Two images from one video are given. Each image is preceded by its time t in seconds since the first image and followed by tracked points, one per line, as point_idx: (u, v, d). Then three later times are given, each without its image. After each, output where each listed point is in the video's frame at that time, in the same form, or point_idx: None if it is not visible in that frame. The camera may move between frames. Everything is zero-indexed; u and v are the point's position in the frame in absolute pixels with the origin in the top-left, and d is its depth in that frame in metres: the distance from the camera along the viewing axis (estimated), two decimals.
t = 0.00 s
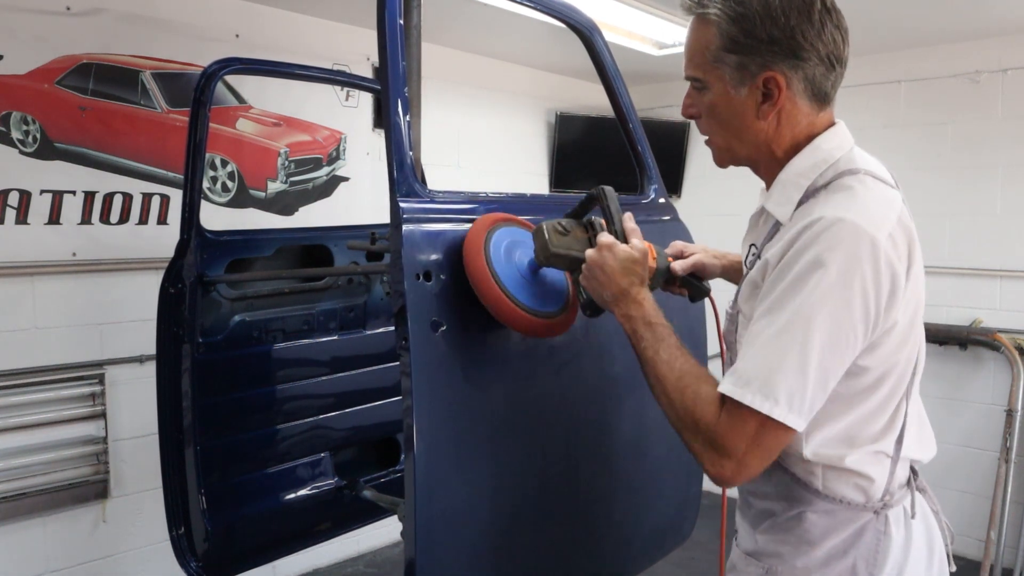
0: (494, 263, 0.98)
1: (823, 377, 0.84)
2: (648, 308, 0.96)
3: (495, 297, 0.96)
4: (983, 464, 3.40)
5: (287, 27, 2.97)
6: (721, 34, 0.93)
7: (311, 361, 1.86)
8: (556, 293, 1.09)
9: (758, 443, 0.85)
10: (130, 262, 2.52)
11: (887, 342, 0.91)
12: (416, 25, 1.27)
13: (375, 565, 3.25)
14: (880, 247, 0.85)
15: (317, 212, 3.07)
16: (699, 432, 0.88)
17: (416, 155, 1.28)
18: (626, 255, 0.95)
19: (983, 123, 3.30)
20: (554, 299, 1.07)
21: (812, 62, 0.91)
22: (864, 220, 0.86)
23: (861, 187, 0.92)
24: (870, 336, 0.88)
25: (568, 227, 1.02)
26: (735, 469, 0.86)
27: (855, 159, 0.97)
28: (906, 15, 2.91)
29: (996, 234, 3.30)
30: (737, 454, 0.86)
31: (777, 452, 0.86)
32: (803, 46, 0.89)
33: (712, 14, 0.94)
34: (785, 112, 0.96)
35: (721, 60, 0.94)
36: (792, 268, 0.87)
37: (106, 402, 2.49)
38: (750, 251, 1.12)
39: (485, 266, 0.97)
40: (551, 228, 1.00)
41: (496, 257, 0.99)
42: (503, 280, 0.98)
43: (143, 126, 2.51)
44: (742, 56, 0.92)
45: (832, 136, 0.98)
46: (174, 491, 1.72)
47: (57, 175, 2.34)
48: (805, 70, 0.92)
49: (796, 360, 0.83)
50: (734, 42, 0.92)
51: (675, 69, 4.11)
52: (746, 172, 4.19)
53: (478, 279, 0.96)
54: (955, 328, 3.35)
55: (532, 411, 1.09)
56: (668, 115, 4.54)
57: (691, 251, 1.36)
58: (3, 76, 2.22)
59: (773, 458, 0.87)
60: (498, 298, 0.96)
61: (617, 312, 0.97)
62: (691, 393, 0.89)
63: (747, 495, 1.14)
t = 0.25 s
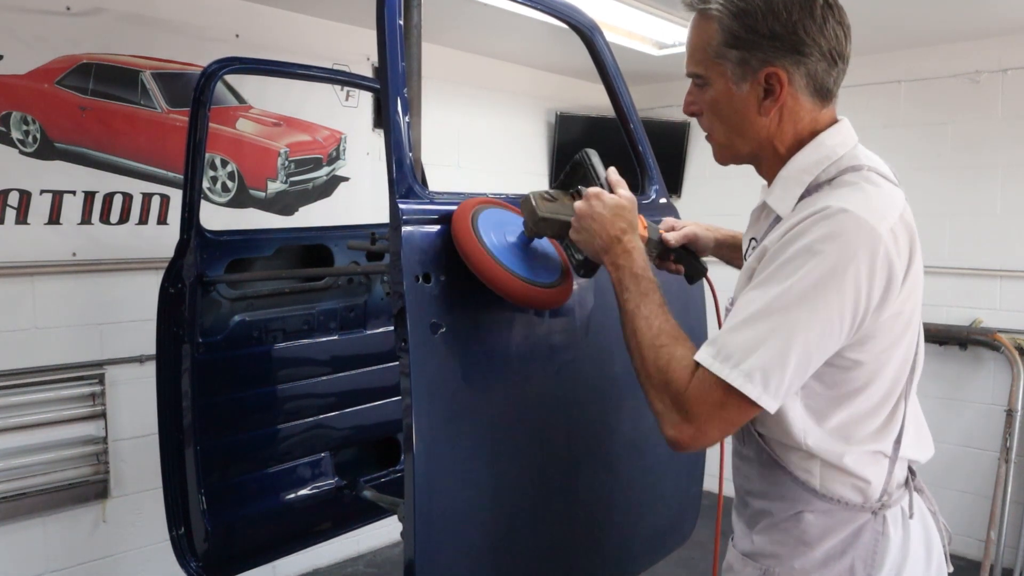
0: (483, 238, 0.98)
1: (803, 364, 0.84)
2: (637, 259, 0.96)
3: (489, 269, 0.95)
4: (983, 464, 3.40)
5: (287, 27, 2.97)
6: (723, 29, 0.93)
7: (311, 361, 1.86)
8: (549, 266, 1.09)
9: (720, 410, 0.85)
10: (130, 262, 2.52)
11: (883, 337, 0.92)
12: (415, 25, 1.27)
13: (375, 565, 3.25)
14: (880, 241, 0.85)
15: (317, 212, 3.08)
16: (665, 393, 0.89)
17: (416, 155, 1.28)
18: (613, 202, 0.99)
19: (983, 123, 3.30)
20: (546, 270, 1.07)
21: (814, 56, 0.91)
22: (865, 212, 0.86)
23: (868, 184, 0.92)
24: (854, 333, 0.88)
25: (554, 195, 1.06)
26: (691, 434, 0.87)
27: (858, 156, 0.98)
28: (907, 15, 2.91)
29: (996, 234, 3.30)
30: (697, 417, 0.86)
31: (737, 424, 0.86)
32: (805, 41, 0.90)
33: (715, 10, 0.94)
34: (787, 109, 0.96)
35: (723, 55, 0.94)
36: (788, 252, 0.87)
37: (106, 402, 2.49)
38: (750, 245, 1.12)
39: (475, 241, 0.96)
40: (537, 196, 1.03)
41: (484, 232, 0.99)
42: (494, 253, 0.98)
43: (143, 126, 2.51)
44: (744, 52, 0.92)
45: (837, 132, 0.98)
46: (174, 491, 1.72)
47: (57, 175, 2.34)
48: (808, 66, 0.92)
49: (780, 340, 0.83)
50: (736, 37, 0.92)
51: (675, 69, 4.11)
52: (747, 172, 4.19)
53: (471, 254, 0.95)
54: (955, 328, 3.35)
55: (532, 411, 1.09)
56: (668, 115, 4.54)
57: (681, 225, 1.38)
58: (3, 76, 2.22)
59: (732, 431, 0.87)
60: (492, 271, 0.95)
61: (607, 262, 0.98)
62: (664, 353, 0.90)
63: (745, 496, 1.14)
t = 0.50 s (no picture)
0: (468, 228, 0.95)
1: (804, 355, 0.84)
2: (619, 232, 0.98)
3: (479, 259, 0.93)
4: (983, 464, 3.40)
5: (287, 27, 2.97)
6: (725, 32, 0.93)
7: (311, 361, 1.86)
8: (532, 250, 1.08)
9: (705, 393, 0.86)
10: (130, 262, 2.52)
11: (890, 334, 0.92)
12: (415, 25, 1.27)
13: (375, 565, 3.25)
14: (888, 241, 0.85)
15: (317, 212, 3.08)
16: (652, 371, 0.89)
17: (416, 155, 1.28)
18: (595, 174, 1.01)
19: (983, 123, 3.30)
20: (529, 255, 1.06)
21: (818, 56, 0.91)
22: (870, 209, 0.86)
23: (877, 183, 0.93)
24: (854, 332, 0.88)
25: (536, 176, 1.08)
26: (676, 412, 0.87)
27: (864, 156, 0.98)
28: (907, 15, 2.91)
29: (996, 234, 3.30)
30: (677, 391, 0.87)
31: (720, 402, 0.86)
32: (808, 40, 0.90)
33: (716, 13, 0.94)
34: (791, 109, 0.96)
35: (727, 58, 0.94)
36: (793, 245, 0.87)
37: (106, 402, 2.49)
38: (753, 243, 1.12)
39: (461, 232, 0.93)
40: (519, 178, 1.04)
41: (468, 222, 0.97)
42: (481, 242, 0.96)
43: (143, 126, 2.51)
44: (748, 54, 0.92)
45: (841, 131, 0.98)
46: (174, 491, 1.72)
47: (56, 175, 2.33)
48: (812, 65, 0.92)
49: (779, 331, 0.83)
50: (738, 39, 0.92)
51: (675, 69, 4.11)
52: (747, 172, 4.19)
53: (459, 246, 0.92)
54: (955, 328, 3.35)
55: (533, 410, 1.09)
56: (668, 115, 4.54)
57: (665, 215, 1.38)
58: (3, 77, 2.22)
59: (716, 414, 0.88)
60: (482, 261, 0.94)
61: (590, 237, 0.99)
62: (646, 327, 0.91)
63: (746, 497, 1.13)
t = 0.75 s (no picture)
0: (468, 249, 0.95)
1: (813, 366, 0.83)
2: (621, 257, 0.97)
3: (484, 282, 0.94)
4: (983, 464, 3.40)
5: (287, 26, 2.97)
6: (720, 36, 0.93)
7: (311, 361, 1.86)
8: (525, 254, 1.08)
9: (722, 413, 0.85)
10: (130, 262, 2.52)
11: (892, 340, 0.91)
12: (415, 25, 1.27)
13: (375, 565, 3.25)
14: (892, 246, 0.85)
15: (317, 212, 3.08)
16: (665, 393, 0.88)
17: (416, 155, 1.28)
18: (594, 197, 0.99)
19: (983, 123, 3.30)
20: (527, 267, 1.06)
21: (814, 58, 0.91)
22: (871, 216, 0.86)
23: (876, 187, 0.93)
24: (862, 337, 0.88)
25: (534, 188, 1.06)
26: (693, 436, 0.86)
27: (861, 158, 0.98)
28: (907, 15, 2.91)
29: (996, 234, 3.30)
30: (697, 419, 0.86)
31: (737, 425, 0.86)
32: (804, 42, 0.90)
33: (709, 16, 0.94)
34: (788, 112, 0.96)
35: (722, 62, 0.94)
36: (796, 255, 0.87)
37: (106, 402, 2.49)
38: (750, 248, 1.12)
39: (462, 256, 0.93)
40: (515, 194, 1.02)
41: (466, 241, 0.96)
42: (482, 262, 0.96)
43: (143, 126, 2.51)
44: (743, 58, 0.92)
45: (838, 134, 0.98)
46: (174, 492, 1.72)
47: (56, 175, 2.33)
48: (808, 67, 0.92)
49: (788, 347, 0.83)
50: (733, 42, 0.92)
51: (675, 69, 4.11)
52: (747, 172, 4.19)
53: (463, 275, 0.92)
54: (955, 328, 3.34)
55: (533, 412, 1.09)
56: (668, 115, 4.54)
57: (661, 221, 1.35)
58: (3, 76, 2.22)
59: (731, 433, 0.87)
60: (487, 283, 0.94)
61: (590, 261, 0.98)
62: (658, 353, 0.90)
63: (746, 498, 1.13)
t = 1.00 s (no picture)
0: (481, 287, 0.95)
1: (830, 386, 0.83)
2: (629, 308, 0.95)
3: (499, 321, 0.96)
4: (983, 464, 3.40)
5: (287, 26, 2.97)
6: (715, 40, 0.93)
7: (311, 361, 1.86)
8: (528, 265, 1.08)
9: (758, 448, 0.84)
10: (130, 262, 2.52)
11: (894, 347, 0.91)
12: (415, 25, 1.27)
13: (375, 565, 3.25)
14: (890, 254, 0.84)
15: (317, 212, 3.08)
16: (694, 436, 0.87)
17: (416, 155, 1.28)
18: (604, 254, 0.96)
19: (983, 123, 3.30)
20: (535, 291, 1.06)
21: (809, 61, 0.90)
22: (870, 225, 0.85)
23: (868, 190, 0.91)
24: (874, 344, 0.87)
25: (543, 224, 1.01)
26: (733, 473, 0.85)
27: (858, 161, 0.98)
28: (907, 15, 2.91)
29: (996, 234, 3.30)
30: (736, 457, 0.84)
31: (773, 455, 0.86)
32: (799, 45, 0.89)
33: (703, 21, 0.93)
34: (784, 114, 0.96)
35: (717, 66, 0.94)
36: (797, 276, 0.86)
37: (106, 402, 2.49)
38: (750, 255, 1.12)
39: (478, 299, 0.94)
40: (527, 224, 1.00)
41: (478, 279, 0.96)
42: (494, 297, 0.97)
43: (143, 126, 2.51)
44: (738, 62, 0.92)
45: (833, 137, 0.98)
46: (173, 491, 1.72)
47: (56, 175, 2.33)
48: (804, 70, 0.91)
49: (805, 371, 0.81)
50: (728, 47, 0.92)
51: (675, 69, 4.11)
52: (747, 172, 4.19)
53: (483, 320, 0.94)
54: (955, 328, 3.35)
55: (533, 411, 1.09)
56: (668, 115, 4.54)
57: (669, 246, 1.35)
58: (3, 76, 2.22)
59: (769, 461, 0.86)
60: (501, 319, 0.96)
61: (598, 314, 0.96)
62: (686, 398, 0.88)
63: (746, 498, 1.14)
